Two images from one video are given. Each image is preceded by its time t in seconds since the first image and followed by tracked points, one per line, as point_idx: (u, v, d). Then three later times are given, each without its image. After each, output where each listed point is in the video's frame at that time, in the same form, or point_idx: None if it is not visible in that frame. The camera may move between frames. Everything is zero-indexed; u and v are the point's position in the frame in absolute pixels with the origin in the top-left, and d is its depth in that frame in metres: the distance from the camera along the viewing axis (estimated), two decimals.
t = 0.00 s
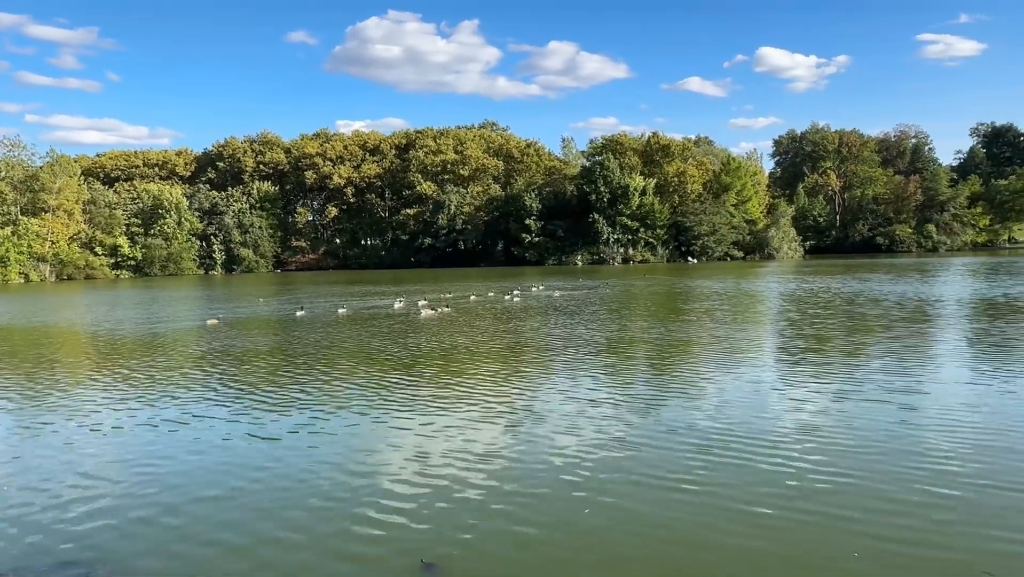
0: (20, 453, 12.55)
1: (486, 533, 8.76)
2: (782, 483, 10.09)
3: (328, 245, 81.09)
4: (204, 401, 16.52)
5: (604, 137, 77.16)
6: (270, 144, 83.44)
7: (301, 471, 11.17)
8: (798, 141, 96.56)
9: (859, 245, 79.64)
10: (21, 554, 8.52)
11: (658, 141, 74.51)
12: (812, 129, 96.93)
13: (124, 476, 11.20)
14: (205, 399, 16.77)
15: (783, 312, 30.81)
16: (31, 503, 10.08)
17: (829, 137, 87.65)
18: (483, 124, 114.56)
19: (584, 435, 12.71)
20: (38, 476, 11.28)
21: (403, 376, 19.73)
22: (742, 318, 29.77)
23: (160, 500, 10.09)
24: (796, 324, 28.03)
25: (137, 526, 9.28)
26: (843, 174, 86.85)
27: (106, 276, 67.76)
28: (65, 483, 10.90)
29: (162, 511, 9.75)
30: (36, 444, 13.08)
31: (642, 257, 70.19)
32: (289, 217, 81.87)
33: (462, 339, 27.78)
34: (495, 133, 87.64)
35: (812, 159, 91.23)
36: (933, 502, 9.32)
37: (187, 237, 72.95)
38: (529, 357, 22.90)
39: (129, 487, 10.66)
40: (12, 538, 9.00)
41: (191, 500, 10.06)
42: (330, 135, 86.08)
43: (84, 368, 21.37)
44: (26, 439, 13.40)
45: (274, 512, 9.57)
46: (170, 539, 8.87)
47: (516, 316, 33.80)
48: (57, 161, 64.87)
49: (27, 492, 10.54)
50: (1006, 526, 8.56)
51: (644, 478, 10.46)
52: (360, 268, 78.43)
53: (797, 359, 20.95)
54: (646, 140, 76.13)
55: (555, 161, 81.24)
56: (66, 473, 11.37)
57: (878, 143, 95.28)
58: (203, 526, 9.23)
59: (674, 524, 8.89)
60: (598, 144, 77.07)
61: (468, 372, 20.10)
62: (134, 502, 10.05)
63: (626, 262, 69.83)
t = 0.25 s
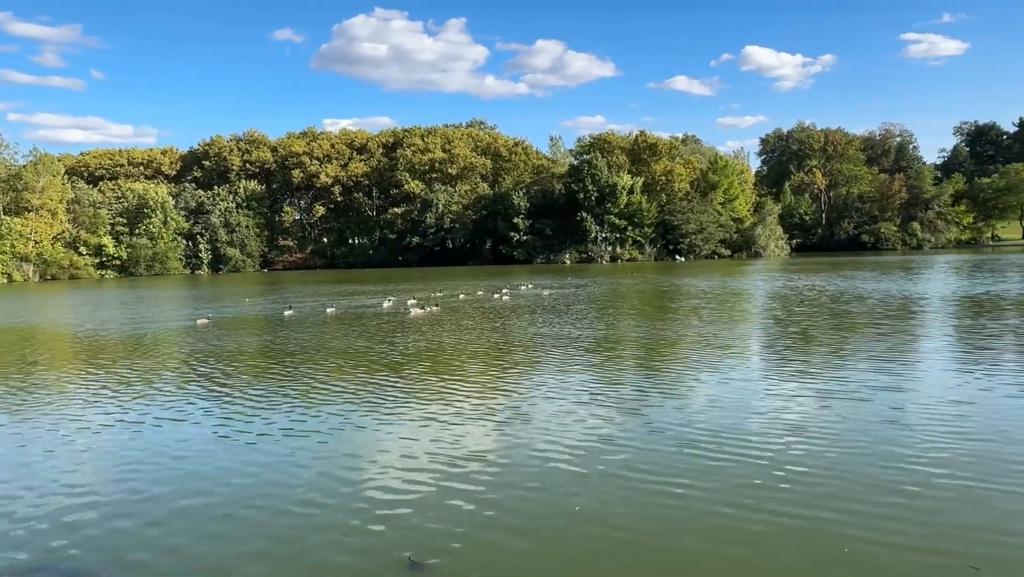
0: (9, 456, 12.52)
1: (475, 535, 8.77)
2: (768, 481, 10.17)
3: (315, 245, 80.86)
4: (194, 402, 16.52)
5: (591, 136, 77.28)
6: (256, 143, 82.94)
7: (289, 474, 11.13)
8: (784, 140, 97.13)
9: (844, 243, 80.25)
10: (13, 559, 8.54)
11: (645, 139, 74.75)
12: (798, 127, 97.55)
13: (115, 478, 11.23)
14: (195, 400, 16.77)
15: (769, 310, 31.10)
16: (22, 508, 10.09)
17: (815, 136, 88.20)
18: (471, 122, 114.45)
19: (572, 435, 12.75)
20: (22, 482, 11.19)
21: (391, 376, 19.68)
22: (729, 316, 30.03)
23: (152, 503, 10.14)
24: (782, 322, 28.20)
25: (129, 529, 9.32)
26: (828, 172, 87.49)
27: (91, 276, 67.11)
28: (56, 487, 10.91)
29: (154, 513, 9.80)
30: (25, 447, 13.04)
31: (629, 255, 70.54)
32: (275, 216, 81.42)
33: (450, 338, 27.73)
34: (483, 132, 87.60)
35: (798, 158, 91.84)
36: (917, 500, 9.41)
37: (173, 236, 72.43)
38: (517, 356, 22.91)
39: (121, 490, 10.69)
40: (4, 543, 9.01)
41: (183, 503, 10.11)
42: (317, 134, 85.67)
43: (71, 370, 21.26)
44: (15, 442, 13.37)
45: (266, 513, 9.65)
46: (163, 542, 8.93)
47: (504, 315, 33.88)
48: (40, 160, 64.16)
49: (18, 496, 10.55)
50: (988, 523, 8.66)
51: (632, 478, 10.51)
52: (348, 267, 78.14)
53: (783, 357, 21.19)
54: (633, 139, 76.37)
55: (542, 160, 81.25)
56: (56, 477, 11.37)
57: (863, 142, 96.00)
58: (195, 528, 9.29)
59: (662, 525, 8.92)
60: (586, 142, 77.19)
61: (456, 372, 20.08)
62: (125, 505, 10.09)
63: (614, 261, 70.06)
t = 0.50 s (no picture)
0: None
1: (459, 539, 8.70)
2: (750, 481, 10.19)
3: (299, 245, 80.52)
4: (174, 405, 16.36)
5: (575, 135, 77.42)
6: (239, 142, 82.33)
7: (270, 478, 11.04)
8: (767, 139, 97.81)
9: (826, 242, 80.95)
10: None
11: (629, 139, 75.01)
12: (780, 127, 98.26)
13: (93, 482, 11.09)
14: (176, 402, 16.60)
15: (752, 308, 31.29)
16: None
17: (797, 135, 88.89)
18: (456, 121, 114.29)
19: (555, 437, 12.73)
20: None
21: (375, 376, 19.59)
22: (712, 315, 30.18)
23: (130, 508, 10.02)
24: (764, 321, 28.44)
25: (106, 534, 9.21)
26: (810, 172, 88.20)
27: (71, 277, 66.24)
28: (33, 492, 10.76)
29: (132, 518, 9.69)
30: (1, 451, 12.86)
31: (613, 254, 70.81)
32: (258, 216, 80.86)
33: (434, 338, 27.66)
34: (468, 131, 87.46)
35: (780, 157, 92.55)
36: (898, 498, 9.45)
37: (154, 236, 71.75)
38: (501, 356, 22.87)
39: (99, 495, 10.57)
40: None
41: (162, 507, 10.00)
42: (300, 133, 85.14)
43: (50, 372, 21.00)
44: None
45: (246, 518, 9.57)
46: (141, 547, 8.83)
47: (488, 315, 33.86)
48: (19, 160, 63.33)
49: None
50: (971, 523, 8.68)
51: (617, 479, 10.48)
52: (331, 267, 77.76)
53: (765, 356, 21.32)
54: (617, 138, 76.62)
55: (527, 159, 81.26)
56: (32, 481, 11.22)
57: (845, 141, 96.82)
58: (175, 533, 9.19)
59: (646, 525, 8.91)
60: (570, 142, 77.31)
61: (441, 373, 20.02)
62: (103, 510, 9.97)
63: (598, 260, 70.29)
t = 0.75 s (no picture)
0: None
1: (443, 539, 8.70)
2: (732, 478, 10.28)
3: (278, 245, 79.95)
4: (153, 406, 16.20)
5: (556, 135, 77.61)
6: (217, 142, 81.59)
7: (252, 480, 10.96)
8: (746, 139, 98.62)
9: (804, 241, 81.73)
10: None
11: (609, 139, 75.29)
12: (759, 128, 99.13)
13: (70, 484, 10.99)
14: (154, 403, 16.45)
15: (732, 308, 31.57)
16: None
17: (776, 136, 89.71)
18: (438, 121, 114.05)
19: (538, 437, 12.76)
20: None
21: (357, 377, 19.53)
22: (693, 314, 30.40)
23: (108, 510, 9.94)
24: (744, 320, 28.69)
25: (83, 536, 9.13)
26: (788, 172, 89.05)
27: (45, 278, 65.11)
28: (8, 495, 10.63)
29: (109, 520, 9.61)
30: None
31: (594, 254, 71.11)
32: (237, 216, 80.12)
33: (416, 339, 27.62)
34: (449, 131, 87.37)
35: (759, 157, 93.37)
36: (878, 496, 9.57)
37: (131, 237, 70.85)
38: (484, 356, 22.89)
39: (75, 497, 10.46)
40: None
41: (140, 509, 9.93)
42: (279, 132, 84.46)
43: (25, 374, 20.70)
44: None
45: (225, 518, 9.53)
46: (119, 549, 8.76)
47: (470, 315, 33.86)
48: None
49: None
50: (949, 519, 8.80)
51: (601, 479, 10.53)
52: (312, 267, 77.30)
53: (744, 356, 21.54)
54: (597, 138, 76.87)
55: (508, 159, 81.24)
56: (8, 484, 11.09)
57: (822, 142, 97.93)
58: (153, 535, 9.13)
59: (630, 524, 8.95)
60: (551, 142, 77.43)
61: (423, 373, 19.99)
62: (80, 512, 9.88)
63: (579, 260, 70.49)
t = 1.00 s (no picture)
0: None
1: (418, 546, 8.61)
2: (707, 477, 10.44)
3: (254, 246, 79.23)
4: (127, 411, 16.03)
5: (533, 136, 77.72)
6: (191, 142, 80.57)
7: (224, 488, 10.81)
8: (721, 140, 99.53)
9: (779, 241, 82.69)
10: None
11: (586, 140, 75.56)
12: (734, 129, 100.09)
13: (42, 494, 10.86)
14: (129, 408, 16.29)
15: (708, 307, 31.87)
16: None
17: (750, 137, 90.67)
18: (416, 121, 113.66)
19: (515, 440, 12.71)
20: None
21: (334, 380, 19.36)
22: (670, 314, 30.65)
23: (81, 519, 9.86)
24: (720, 320, 29.03)
25: (56, 547, 9.05)
26: (763, 173, 90.04)
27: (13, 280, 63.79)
28: None
29: (82, 530, 9.53)
30: None
31: (571, 254, 71.40)
32: (211, 217, 79.17)
33: (394, 340, 27.47)
34: (427, 131, 87.12)
35: (734, 158, 94.25)
36: (851, 495, 9.63)
37: (102, 238, 69.73)
38: (461, 358, 22.81)
39: (49, 506, 10.37)
40: None
41: (115, 518, 9.85)
42: (254, 132, 83.60)
43: None
44: None
45: (202, 526, 9.49)
46: (93, 559, 8.69)
47: (448, 316, 33.85)
48: None
49: None
50: (920, 517, 8.87)
51: (577, 481, 10.51)
52: (287, 268, 76.80)
53: (719, 356, 21.79)
54: (574, 139, 77.14)
55: (485, 159, 81.21)
56: None
57: (796, 143, 99.14)
58: (129, 544, 9.08)
59: (605, 522, 9.07)
60: (528, 142, 77.53)
61: (400, 375, 19.87)
62: (53, 523, 9.79)
63: (556, 260, 70.77)
